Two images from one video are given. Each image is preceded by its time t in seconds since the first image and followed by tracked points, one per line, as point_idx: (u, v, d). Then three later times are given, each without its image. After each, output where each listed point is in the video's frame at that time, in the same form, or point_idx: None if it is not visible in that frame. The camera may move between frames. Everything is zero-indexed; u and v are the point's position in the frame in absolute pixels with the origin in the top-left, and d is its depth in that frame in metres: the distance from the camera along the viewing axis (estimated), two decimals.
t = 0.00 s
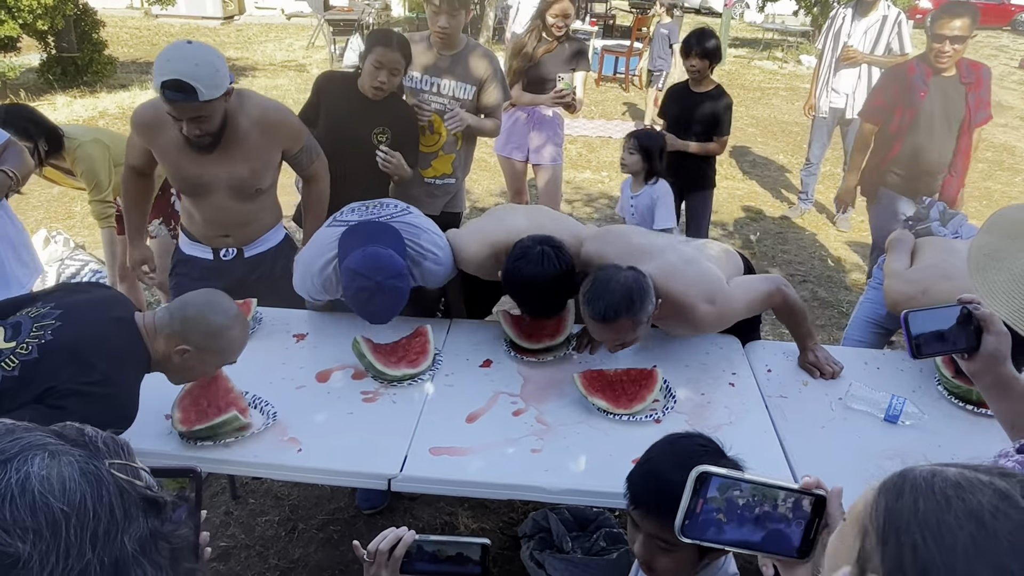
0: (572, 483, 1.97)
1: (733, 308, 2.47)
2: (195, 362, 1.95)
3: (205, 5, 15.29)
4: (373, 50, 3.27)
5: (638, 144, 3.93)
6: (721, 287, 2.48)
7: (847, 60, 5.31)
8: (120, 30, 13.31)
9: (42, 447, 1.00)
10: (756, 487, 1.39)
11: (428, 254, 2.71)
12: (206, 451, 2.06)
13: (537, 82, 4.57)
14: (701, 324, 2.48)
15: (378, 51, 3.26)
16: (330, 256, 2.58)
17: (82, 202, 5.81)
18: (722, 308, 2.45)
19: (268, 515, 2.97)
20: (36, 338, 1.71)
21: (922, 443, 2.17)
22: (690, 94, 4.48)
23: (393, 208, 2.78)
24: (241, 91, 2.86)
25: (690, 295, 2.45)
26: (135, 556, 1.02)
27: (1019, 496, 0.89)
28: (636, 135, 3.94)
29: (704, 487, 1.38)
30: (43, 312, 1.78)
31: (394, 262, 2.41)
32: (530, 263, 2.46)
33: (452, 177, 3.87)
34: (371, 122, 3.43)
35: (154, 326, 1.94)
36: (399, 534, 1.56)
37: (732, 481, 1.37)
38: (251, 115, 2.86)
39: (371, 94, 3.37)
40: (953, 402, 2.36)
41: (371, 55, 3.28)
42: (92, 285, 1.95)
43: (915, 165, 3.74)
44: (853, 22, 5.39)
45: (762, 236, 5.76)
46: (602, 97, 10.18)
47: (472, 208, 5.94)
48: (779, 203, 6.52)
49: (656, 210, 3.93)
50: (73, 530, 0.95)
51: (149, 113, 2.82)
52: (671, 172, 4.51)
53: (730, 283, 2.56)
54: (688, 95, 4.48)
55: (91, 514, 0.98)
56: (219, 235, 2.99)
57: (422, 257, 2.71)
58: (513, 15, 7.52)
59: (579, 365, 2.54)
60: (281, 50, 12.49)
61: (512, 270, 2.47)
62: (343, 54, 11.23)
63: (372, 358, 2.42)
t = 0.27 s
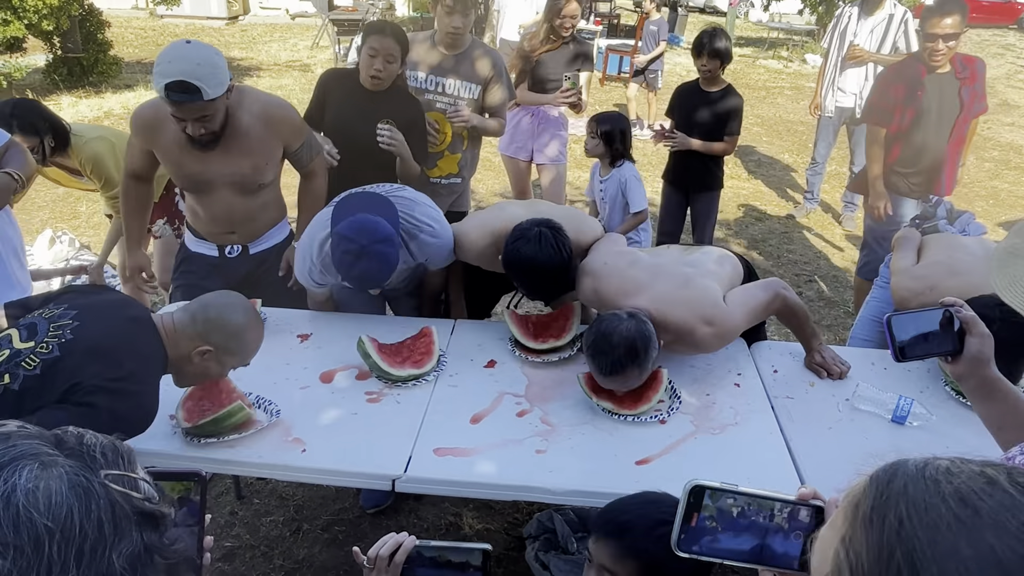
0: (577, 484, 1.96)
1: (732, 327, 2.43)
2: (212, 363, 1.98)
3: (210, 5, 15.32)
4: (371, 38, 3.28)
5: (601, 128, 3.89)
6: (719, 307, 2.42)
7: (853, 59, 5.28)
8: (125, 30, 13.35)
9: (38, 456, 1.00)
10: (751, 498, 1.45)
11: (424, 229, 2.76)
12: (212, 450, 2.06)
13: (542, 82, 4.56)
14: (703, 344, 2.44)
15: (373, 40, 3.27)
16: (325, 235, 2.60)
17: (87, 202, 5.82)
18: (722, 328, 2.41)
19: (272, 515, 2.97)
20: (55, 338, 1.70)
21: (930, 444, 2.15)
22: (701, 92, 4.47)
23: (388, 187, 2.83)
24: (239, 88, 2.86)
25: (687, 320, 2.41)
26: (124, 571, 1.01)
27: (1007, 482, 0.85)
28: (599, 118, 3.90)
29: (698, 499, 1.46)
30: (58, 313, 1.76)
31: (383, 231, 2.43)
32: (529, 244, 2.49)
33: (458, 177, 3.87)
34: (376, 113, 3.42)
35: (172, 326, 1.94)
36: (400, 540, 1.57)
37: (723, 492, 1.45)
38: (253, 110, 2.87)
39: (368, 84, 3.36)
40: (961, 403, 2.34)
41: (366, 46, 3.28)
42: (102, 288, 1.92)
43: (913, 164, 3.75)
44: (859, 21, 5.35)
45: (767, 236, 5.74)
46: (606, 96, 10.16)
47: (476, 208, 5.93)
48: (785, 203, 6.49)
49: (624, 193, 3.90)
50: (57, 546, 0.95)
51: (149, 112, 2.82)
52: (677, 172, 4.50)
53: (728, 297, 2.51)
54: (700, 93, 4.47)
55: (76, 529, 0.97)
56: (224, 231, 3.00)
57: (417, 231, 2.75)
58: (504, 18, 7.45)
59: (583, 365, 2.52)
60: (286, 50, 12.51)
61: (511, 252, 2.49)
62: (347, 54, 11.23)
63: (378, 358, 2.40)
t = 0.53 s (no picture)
0: (582, 486, 1.95)
1: (735, 329, 2.41)
2: (217, 365, 1.98)
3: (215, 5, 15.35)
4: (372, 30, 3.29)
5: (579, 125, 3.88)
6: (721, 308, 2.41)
7: (860, 57, 5.25)
8: (131, 31, 13.39)
9: (36, 464, 0.97)
10: (764, 501, 1.52)
11: (428, 208, 2.77)
12: (216, 451, 2.06)
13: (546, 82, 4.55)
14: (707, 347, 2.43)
15: (375, 34, 3.27)
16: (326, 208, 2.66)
17: (93, 202, 5.84)
18: (724, 329, 2.40)
19: (277, 515, 2.97)
20: (54, 348, 1.68)
21: (939, 445, 2.13)
22: (708, 92, 4.44)
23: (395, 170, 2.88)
24: (261, 80, 2.85)
25: (689, 321, 2.41)
26: None
27: None
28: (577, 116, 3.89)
29: (713, 501, 1.54)
30: (54, 322, 1.74)
31: (381, 196, 2.44)
32: (532, 268, 2.55)
33: (464, 176, 3.86)
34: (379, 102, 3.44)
35: (172, 331, 1.95)
36: (396, 541, 1.54)
37: (738, 494, 1.52)
38: (276, 102, 2.85)
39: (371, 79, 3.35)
40: (969, 403, 2.33)
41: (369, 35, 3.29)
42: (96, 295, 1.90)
43: (911, 163, 3.74)
44: (866, 19, 5.32)
45: (773, 236, 5.71)
46: (611, 96, 10.14)
47: (481, 208, 5.92)
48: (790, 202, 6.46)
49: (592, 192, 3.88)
50: (28, 564, 0.90)
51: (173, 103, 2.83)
52: (682, 171, 4.48)
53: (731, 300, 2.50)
54: (705, 92, 4.45)
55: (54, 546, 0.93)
56: (247, 223, 3.03)
57: (421, 210, 2.76)
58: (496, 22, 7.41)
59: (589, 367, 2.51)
60: (291, 50, 12.52)
61: (514, 276, 2.55)
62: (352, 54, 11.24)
63: (381, 358, 2.40)
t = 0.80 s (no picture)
0: (586, 487, 1.94)
1: (747, 322, 2.40)
2: (238, 382, 1.98)
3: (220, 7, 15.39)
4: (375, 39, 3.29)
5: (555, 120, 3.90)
6: (732, 301, 2.41)
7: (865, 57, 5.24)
8: (136, 32, 13.44)
9: (20, 469, 0.98)
10: (774, 502, 1.52)
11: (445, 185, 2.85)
12: (220, 452, 2.06)
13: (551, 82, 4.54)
14: (718, 339, 2.43)
15: (382, 40, 3.26)
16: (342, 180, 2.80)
17: (98, 203, 5.86)
18: (736, 324, 2.39)
19: (281, 516, 2.97)
20: (85, 352, 1.68)
21: (945, 446, 2.12)
22: (711, 91, 4.41)
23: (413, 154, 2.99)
24: (260, 91, 2.83)
25: (700, 313, 2.41)
26: None
27: None
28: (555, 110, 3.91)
29: (723, 502, 1.53)
30: (79, 329, 1.73)
31: (398, 163, 2.55)
32: (532, 249, 2.51)
33: (466, 177, 3.86)
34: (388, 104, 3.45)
35: (199, 343, 1.94)
36: (401, 541, 1.51)
37: (748, 495, 1.52)
38: (275, 112, 2.84)
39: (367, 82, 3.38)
40: (975, 404, 2.32)
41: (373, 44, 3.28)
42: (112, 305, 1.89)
43: (906, 160, 3.69)
44: (871, 19, 5.31)
45: (778, 236, 5.70)
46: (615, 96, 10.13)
47: (485, 209, 5.92)
48: (795, 202, 6.44)
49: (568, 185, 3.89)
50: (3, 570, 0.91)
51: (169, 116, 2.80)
52: (686, 172, 4.47)
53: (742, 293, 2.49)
54: (708, 92, 4.41)
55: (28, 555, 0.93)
56: (247, 230, 3.04)
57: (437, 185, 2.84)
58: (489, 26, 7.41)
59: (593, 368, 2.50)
60: (295, 51, 12.55)
61: (515, 262, 2.50)
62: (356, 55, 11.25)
63: (384, 358, 2.39)
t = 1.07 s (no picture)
0: (588, 489, 1.94)
1: (756, 321, 2.39)
2: (250, 393, 2.00)
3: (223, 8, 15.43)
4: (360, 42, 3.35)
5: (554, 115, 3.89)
6: (739, 302, 2.41)
7: (869, 57, 5.24)
8: (140, 33, 13.48)
9: (15, 469, 1.01)
10: (777, 509, 1.52)
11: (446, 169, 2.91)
12: (222, 453, 2.06)
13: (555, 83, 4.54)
14: (724, 341, 2.43)
15: (361, 42, 3.33)
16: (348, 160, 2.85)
17: (102, 204, 5.88)
18: (743, 325, 2.38)
19: (284, 516, 2.98)
20: (101, 357, 1.70)
21: (948, 447, 2.12)
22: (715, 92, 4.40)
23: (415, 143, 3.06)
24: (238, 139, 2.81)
25: (709, 314, 2.41)
26: None
27: None
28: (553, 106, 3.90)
29: (728, 508, 1.52)
30: (98, 336, 1.76)
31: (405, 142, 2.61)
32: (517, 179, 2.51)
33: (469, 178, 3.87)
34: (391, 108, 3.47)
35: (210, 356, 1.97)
36: (406, 540, 1.52)
37: (751, 502, 1.51)
38: (257, 161, 2.84)
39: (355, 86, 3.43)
40: (977, 404, 2.31)
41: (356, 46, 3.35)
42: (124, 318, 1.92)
43: (908, 157, 3.67)
44: (875, 19, 5.31)
45: (782, 237, 5.69)
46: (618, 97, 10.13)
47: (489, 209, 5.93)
48: (799, 203, 6.44)
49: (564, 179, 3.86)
50: None
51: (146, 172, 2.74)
52: (689, 173, 4.47)
53: (750, 293, 2.48)
54: (712, 94, 4.42)
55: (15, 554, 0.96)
56: (229, 250, 3.09)
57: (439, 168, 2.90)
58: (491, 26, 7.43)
59: (596, 369, 2.51)
60: (299, 52, 12.57)
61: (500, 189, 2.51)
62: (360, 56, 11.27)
63: (387, 360, 2.40)
